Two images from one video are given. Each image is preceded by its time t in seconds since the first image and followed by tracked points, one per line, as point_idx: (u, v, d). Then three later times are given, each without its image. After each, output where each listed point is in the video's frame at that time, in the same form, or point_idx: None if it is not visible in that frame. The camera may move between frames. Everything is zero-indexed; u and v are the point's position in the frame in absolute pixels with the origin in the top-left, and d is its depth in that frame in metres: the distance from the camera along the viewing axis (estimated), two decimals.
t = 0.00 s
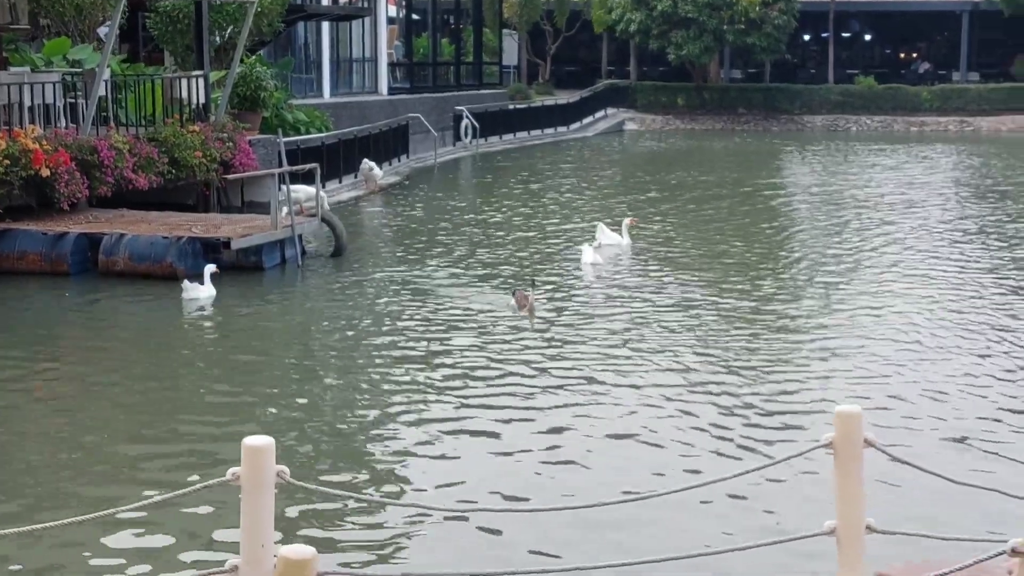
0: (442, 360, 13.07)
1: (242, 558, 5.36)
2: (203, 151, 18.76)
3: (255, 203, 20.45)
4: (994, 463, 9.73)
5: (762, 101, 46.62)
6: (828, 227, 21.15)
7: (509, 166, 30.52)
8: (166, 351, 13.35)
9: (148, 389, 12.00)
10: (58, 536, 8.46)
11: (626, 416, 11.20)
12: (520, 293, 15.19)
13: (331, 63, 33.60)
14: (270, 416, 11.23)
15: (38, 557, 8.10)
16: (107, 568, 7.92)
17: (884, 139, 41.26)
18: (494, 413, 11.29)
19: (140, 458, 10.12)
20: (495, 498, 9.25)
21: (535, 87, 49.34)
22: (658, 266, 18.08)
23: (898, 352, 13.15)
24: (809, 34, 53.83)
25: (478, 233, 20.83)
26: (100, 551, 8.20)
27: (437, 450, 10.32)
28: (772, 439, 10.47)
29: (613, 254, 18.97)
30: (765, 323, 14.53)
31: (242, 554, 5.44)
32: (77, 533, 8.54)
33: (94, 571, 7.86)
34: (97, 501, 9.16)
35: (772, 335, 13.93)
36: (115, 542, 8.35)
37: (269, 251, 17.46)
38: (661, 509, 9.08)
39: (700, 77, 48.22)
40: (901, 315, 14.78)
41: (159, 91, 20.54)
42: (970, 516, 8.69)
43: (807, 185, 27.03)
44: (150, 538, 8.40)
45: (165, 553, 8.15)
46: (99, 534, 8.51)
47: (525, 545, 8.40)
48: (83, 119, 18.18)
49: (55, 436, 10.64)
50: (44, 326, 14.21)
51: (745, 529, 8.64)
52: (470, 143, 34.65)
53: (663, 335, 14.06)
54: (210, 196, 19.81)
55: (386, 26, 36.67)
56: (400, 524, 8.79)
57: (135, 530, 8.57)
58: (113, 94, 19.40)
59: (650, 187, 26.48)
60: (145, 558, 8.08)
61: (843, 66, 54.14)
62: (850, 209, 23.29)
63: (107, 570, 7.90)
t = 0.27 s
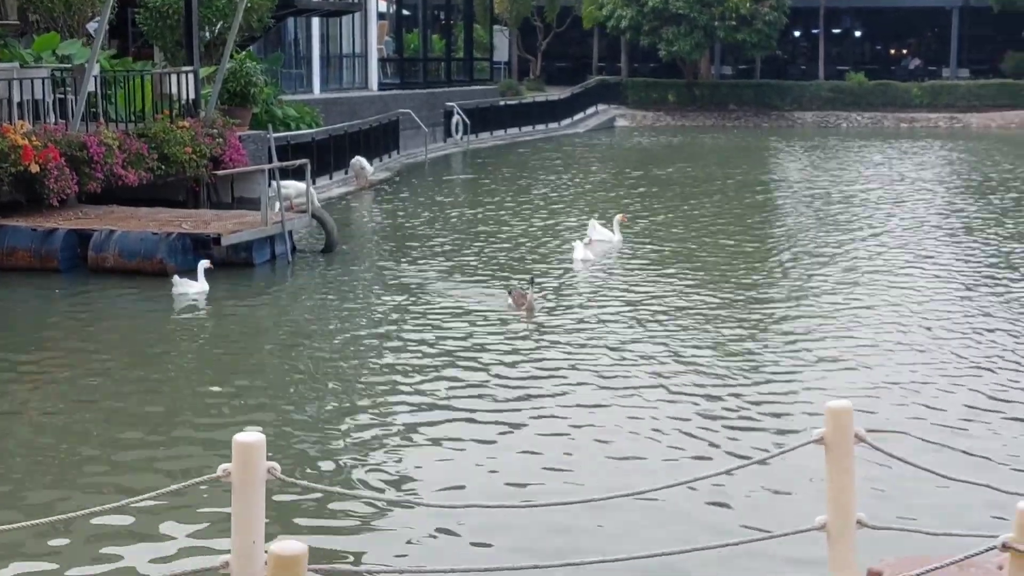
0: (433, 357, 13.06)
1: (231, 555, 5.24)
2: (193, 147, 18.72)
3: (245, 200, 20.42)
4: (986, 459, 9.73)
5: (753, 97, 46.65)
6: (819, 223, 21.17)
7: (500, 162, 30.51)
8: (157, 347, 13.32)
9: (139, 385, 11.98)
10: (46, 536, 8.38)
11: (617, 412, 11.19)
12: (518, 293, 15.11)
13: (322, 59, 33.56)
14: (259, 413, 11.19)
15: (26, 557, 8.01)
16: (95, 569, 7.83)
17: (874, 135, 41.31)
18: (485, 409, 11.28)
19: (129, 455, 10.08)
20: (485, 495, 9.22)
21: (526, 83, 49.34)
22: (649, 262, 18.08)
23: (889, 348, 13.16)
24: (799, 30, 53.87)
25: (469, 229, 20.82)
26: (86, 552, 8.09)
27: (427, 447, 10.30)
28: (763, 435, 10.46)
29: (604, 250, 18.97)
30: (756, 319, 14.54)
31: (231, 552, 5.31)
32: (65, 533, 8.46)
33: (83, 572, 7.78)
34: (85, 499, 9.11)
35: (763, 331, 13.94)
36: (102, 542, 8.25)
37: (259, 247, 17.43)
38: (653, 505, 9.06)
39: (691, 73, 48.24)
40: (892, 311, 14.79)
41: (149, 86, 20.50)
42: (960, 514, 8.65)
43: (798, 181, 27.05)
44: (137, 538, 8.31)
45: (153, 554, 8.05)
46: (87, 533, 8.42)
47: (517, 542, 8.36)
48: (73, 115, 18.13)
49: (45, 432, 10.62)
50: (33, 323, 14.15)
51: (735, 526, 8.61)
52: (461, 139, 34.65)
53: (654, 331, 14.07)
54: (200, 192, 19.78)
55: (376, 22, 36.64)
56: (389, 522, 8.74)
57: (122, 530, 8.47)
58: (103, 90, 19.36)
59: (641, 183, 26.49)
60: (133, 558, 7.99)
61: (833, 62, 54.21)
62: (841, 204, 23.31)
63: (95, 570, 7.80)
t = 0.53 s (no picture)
0: (427, 354, 13.06)
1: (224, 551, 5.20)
2: (186, 144, 18.69)
3: (238, 197, 20.41)
4: (981, 456, 9.73)
5: (746, 94, 46.69)
6: (812, 220, 21.20)
7: (494, 159, 30.52)
8: (151, 345, 13.32)
9: (131, 383, 11.97)
10: (38, 535, 8.36)
11: (611, 410, 11.20)
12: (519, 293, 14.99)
13: (315, 56, 33.54)
14: (253, 411, 11.18)
15: (19, 557, 7.98)
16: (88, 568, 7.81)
17: (867, 131, 41.35)
18: (478, 406, 11.29)
19: (123, 453, 10.06)
20: (479, 493, 9.22)
21: (519, 80, 49.34)
22: (643, 259, 18.08)
23: (882, 345, 13.19)
24: (792, 27, 53.94)
25: (463, 226, 20.82)
26: (79, 551, 8.06)
27: (421, 445, 10.30)
28: (758, 432, 10.48)
29: (598, 247, 18.99)
30: (750, 316, 14.56)
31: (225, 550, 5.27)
32: (57, 532, 8.43)
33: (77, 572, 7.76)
34: (78, 498, 9.09)
35: (756, 328, 13.96)
36: (96, 542, 8.22)
37: (253, 245, 17.42)
38: (647, 503, 9.05)
39: (684, 70, 48.29)
40: (885, 308, 14.80)
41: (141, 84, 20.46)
42: (953, 512, 8.66)
43: (791, 178, 27.11)
44: (131, 537, 8.28)
45: (146, 553, 8.02)
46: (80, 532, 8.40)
47: (512, 541, 8.35)
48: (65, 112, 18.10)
49: (39, 430, 10.61)
50: (25, 321, 14.12)
51: (728, 524, 8.63)
52: (454, 137, 34.66)
53: (648, 328, 14.08)
54: (193, 189, 19.76)
55: (369, 19, 36.64)
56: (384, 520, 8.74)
57: (115, 529, 8.45)
58: (95, 87, 19.32)
59: (635, 181, 26.52)
60: (127, 558, 7.96)
61: (826, 59, 54.25)
62: (834, 202, 23.33)
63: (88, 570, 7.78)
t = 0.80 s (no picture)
0: (421, 352, 13.05)
1: (218, 549, 5.20)
2: (178, 142, 18.62)
3: (231, 195, 20.38)
4: (976, 453, 9.74)
5: (739, 92, 46.74)
6: (805, 218, 21.23)
7: (487, 157, 30.52)
8: (144, 343, 13.30)
9: (124, 381, 11.96)
10: (31, 532, 8.35)
11: (604, 408, 11.20)
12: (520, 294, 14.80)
13: (307, 54, 33.52)
14: (246, 409, 11.17)
15: (11, 555, 7.97)
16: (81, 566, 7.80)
17: (860, 129, 41.41)
18: (472, 404, 11.29)
19: (116, 451, 10.05)
20: (473, 491, 9.22)
21: (512, 78, 49.34)
22: (636, 257, 18.08)
23: (875, 342, 13.20)
24: (785, 25, 53.99)
25: (456, 224, 20.82)
26: (72, 549, 8.06)
27: (415, 443, 10.30)
28: (752, 430, 10.48)
29: (591, 245, 19.00)
30: (743, 313, 14.57)
31: (218, 547, 5.27)
32: (50, 530, 8.42)
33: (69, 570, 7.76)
34: (71, 496, 9.08)
35: (749, 326, 13.97)
36: (89, 539, 8.22)
37: (245, 243, 17.40)
38: (641, 501, 9.05)
39: (677, 68, 48.33)
40: (878, 306, 14.82)
41: (134, 81, 20.42)
42: (946, 509, 8.66)
43: (783, 176, 27.14)
44: (124, 534, 8.27)
45: (138, 551, 8.02)
46: (72, 530, 8.39)
47: (506, 538, 8.35)
48: (58, 110, 18.07)
49: (32, 428, 10.59)
50: (17, 319, 14.09)
51: (722, 522, 8.62)
52: (447, 135, 34.67)
53: (641, 326, 14.08)
54: (186, 187, 19.73)
55: (362, 17, 36.63)
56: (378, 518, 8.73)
57: (108, 527, 8.44)
58: (87, 85, 19.29)
59: (628, 178, 26.52)
60: (119, 555, 7.96)
61: (818, 57, 54.30)
62: (826, 199, 23.37)
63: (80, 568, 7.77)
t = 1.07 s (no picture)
0: (409, 351, 13.04)
1: (207, 550, 5.18)
2: (167, 141, 18.56)
3: (220, 193, 20.35)
4: (966, 451, 9.77)
5: (727, 90, 46.74)
6: (794, 216, 21.25)
7: (476, 155, 30.51)
8: (132, 342, 13.28)
9: (113, 381, 11.94)
10: (20, 531, 8.32)
11: (594, 406, 11.19)
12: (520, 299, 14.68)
13: (296, 52, 33.47)
14: (235, 408, 11.16)
15: (0, 556, 7.95)
16: (72, 567, 7.78)
17: (849, 127, 41.45)
18: (460, 403, 11.28)
19: (106, 451, 10.03)
20: (462, 490, 9.20)
21: (501, 76, 49.32)
22: (624, 255, 18.09)
23: (864, 340, 13.21)
24: (773, 23, 54.04)
25: (445, 222, 20.80)
26: (62, 549, 8.03)
27: (403, 442, 10.28)
28: (741, 428, 10.49)
29: (580, 244, 19.00)
30: (731, 312, 14.58)
31: (207, 547, 5.26)
32: (39, 530, 8.39)
33: (59, 570, 7.74)
34: (60, 496, 9.05)
35: (739, 324, 13.98)
36: (79, 539, 8.19)
37: (234, 242, 17.37)
38: (630, 499, 9.05)
39: (666, 67, 48.35)
40: (868, 303, 14.84)
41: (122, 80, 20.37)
42: (935, 508, 8.66)
43: (773, 174, 27.15)
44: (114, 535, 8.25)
45: (128, 552, 7.98)
46: (60, 530, 8.37)
47: (497, 538, 8.35)
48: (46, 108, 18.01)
49: (20, 427, 10.57)
50: (6, 318, 14.06)
51: (711, 521, 8.62)
52: (436, 133, 34.67)
53: (630, 324, 14.08)
54: (174, 186, 19.69)
55: (350, 15, 36.59)
56: (366, 519, 8.70)
57: (97, 526, 8.42)
58: (75, 83, 19.24)
59: (617, 177, 26.51)
60: (109, 556, 7.94)
61: (807, 55, 54.37)
62: (815, 197, 23.41)
63: (71, 568, 7.76)
